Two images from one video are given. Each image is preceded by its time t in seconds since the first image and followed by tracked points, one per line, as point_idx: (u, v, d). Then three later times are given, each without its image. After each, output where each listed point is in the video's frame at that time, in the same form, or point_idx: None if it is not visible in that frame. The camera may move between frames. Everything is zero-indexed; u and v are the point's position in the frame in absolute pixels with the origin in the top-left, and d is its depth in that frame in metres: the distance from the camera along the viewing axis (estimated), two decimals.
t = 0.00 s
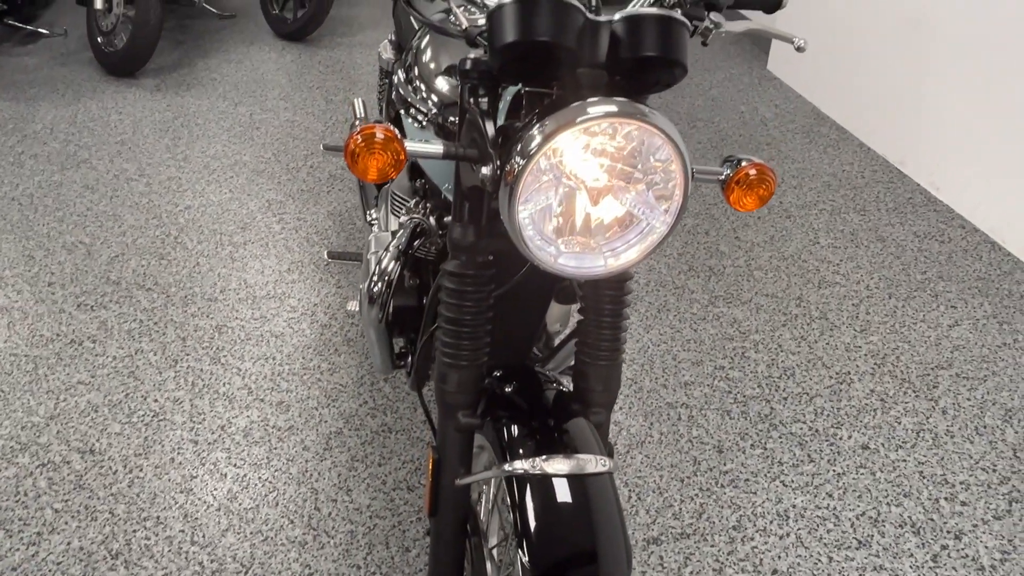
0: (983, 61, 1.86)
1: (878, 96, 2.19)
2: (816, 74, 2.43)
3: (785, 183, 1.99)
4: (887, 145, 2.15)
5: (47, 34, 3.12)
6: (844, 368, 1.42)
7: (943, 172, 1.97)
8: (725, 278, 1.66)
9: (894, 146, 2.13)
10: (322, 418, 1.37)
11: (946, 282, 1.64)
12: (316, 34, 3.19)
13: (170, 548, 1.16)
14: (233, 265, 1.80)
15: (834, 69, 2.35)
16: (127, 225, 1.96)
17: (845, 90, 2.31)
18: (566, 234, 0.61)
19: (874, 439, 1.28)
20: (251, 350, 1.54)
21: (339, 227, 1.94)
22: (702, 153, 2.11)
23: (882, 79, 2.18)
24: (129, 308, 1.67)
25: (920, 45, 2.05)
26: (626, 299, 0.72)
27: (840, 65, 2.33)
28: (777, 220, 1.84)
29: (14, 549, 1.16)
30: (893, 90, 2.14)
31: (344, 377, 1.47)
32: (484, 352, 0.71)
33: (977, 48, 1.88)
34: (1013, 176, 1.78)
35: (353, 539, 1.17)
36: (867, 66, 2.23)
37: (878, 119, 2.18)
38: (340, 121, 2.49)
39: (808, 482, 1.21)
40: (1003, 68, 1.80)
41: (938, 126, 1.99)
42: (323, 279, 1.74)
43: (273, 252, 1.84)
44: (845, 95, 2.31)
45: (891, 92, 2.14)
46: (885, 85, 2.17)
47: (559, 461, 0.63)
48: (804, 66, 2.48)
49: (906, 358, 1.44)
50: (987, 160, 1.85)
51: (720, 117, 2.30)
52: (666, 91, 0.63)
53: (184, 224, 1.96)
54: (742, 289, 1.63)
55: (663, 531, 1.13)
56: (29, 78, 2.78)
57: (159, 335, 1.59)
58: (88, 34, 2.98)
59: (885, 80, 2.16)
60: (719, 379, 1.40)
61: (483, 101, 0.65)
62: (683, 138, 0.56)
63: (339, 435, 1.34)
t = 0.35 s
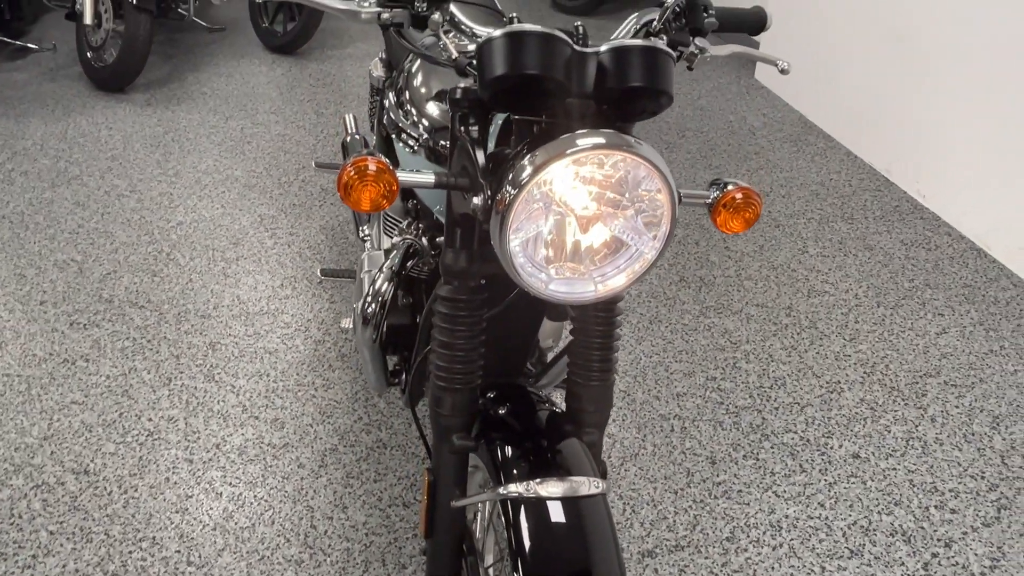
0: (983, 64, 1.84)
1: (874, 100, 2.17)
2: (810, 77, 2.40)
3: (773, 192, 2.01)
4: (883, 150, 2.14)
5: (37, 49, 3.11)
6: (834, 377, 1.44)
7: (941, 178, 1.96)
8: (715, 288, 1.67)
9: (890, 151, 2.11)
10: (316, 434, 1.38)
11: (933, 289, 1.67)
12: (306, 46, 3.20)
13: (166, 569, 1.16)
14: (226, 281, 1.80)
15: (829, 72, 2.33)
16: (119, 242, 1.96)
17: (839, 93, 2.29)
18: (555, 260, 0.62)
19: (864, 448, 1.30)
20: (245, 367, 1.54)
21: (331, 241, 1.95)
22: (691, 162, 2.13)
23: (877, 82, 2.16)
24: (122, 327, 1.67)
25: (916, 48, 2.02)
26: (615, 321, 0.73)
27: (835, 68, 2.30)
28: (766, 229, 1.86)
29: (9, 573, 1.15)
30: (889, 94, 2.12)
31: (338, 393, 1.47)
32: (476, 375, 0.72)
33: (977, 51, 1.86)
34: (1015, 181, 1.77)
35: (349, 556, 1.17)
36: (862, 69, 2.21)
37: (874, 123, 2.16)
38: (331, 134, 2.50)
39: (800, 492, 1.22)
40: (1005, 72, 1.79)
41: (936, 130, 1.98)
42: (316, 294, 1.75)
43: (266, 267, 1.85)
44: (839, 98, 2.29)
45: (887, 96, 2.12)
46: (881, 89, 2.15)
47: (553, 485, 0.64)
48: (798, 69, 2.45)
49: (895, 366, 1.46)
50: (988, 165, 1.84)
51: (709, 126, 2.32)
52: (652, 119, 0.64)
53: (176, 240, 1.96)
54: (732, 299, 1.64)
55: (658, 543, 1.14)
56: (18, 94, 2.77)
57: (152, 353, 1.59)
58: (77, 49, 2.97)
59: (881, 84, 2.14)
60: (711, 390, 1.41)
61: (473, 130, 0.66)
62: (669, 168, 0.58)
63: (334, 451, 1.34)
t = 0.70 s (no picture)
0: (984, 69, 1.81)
1: (868, 104, 2.14)
2: (804, 80, 2.37)
3: (756, 201, 2.04)
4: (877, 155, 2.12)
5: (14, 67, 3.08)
6: (820, 386, 1.46)
7: (937, 184, 1.95)
8: (701, 298, 1.68)
9: (884, 156, 2.10)
10: (307, 456, 1.37)
11: (915, 296, 1.69)
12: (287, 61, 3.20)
13: None
14: (212, 301, 1.79)
15: (822, 74, 2.30)
16: (103, 264, 1.94)
17: (834, 96, 2.26)
18: (546, 290, 0.62)
19: (852, 457, 1.31)
20: (234, 389, 1.53)
21: (318, 259, 1.94)
22: (674, 172, 2.14)
23: (872, 86, 2.12)
24: (107, 350, 1.66)
25: (914, 52, 1.99)
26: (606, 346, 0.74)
27: (830, 71, 2.27)
28: (750, 238, 1.88)
29: None
30: (883, 98, 2.09)
31: (328, 414, 1.46)
32: (469, 403, 0.73)
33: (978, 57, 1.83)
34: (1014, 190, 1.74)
35: None
36: (857, 72, 2.17)
37: (869, 127, 2.14)
38: (315, 149, 2.50)
39: (791, 502, 1.24)
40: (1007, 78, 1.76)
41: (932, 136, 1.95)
42: (304, 313, 1.74)
43: (252, 286, 1.84)
44: (834, 101, 2.26)
45: (882, 100, 2.09)
46: (875, 93, 2.12)
47: (548, 513, 0.65)
48: (790, 71, 2.42)
49: (880, 373, 1.48)
50: (984, 174, 1.82)
51: (692, 136, 2.34)
52: (637, 149, 0.65)
53: (161, 260, 1.95)
54: (719, 309, 1.65)
55: (651, 558, 1.15)
56: None
57: (139, 377, 1.58)
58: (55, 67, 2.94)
59: (876, 87, 2.11)
60: (700, 402, 1.43)
61: (462, 162, 0.67)
62: (658, 202, 0.59)
63: (325, 473, 1.34)
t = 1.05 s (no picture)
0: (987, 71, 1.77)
1: (867, 106, 2.10)
2: (802, 81, 2.33)
3: (741, 206, 2.05)
4: (874, 158, 2.09)
5: None
6: (810, 389, 1.47)
7: (933, 189, 1.92)
8: (690, 304, 1.69)
9: (882, 159, 2.07)
10: (301, 474, 1.36)
11: (899, 297, 1.71)
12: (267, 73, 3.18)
13: None
14: (199, 318, 1.77)
15: (821, 75, 2.25)
16: (85, 283, 1.91)
17: (832, 98, 2.22)
18: (547, 307, 0.62)
19: (844, 459, 1.33)
20: (223, 407, 1.52)
21: (305, 273, 1.93)
22: (660, 179, 2.15)
23: (871, 88, 2.08)
24: (93, 371, 1.63)
25: (915, 52, 1.94)
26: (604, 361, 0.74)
27: (829, 71, 2.22)
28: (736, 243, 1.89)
29: None
30: (882, 100, 2.05)
31: (320, 430, 1.45)
32: (469, 419, 0.72)
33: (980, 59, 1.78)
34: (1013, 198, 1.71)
35: None
36: (856, 74, 2.13)
37: (867, 130, 2.10)
38: (299, 162, 2.48)
39: (786, 507, 1.25)
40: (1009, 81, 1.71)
41: (930, 140, 1.92)
42: (292, 328, 1.73)
43: (239, 302, 1.82)
44: (832, 104, 2.22)
45: (882, 102, 2.05)
46: (874, 95, 2.08)
47: (554, 531, 0.65)
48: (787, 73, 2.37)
49: (869, 374, 1.50)
50: (982, 180, 1.79)
51: (675, 142, 2.36)
52: (634, 165, 0.66)
53: (145, 277, 1.92)
54: (708, 314, 1.67)
55: (650, 567, 1.15)
56: None
57: (125, 398, 1.55)
58: (31, 82, 2.90)
59: (875, 89, 2.07)
60: (693, 408, 1.43)
61: (458, 180, 0.67)
62: (656, 219, 0.59)
63: (320, 490, 1.33)
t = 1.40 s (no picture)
0: (991, 77, 1.73)
1: (863, 109, 2.07)
2: (798, 85, 2.28)
3: (726, 213, 2.09)
4: (872, 163, 2.07)
5: None
6: (803, 391, 1.51)
7: (930, 197, 1.91)
8: (682, 311, 1.72)
9: (881, 165, 2.04)
10: (304, 492, 1.36)
11: (883, 299, 1.76)
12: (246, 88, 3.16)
13: None
14: (191, 338, 1.76)
15: (815, 78, 2.22)
16: (71, 304, 1.89)
17: (829, 102, 2.18)
18: (574, 325, 0.64)
19: (840, 459, 1.36)
20: (222, 427, 1.50)
21: (297, 289, 1.92)
22: (645, 188, 2.19)
23: (868, 91, 2.05)
24: (84, 394, 1.61)
25: (916, 55, 1.90)
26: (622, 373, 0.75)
27: (824, 74, 2.18)
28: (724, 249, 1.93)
29: None
30: (878, 104, 2.02)
31: (322, 447, 1.45)
32: (493, 433, 0.74)
33: (983, 64, 1.74)
34: (1013, 208, 1.70)
35: None
36: (855, 76, 2.09)
37: (865, 135, 2.08)
38: (283, 177, 2.47)
39: (787, 508, 1.27)
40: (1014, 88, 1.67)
41: (930, 146, 1.89)
42: (287, 346, 1.72)
43: (230, 320, 1.81)
44: (826, 107, 2.19)
45: (878, 105, 2.02)
46: (870, 98, 2.05)
47: (585, 542, 0.66)
48: (780, 76, 2.35)
49: (859, 375, 1.54)
50: (980, 189, 1.78)
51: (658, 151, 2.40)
52: (651, 181, 0.67)
53: (133, 298, 1.90)
54: (700, 321, 1.70)
55: (658, 573, 1.17)
56: None
57: (120, 421, 1.53)
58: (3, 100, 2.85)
59: (871, 92, 2.04)
60: (691, 414, 1.46)
61: (480, 202, 0.68)
62: (679, 233, 0.61)
63: (325, 508, 1.33)
